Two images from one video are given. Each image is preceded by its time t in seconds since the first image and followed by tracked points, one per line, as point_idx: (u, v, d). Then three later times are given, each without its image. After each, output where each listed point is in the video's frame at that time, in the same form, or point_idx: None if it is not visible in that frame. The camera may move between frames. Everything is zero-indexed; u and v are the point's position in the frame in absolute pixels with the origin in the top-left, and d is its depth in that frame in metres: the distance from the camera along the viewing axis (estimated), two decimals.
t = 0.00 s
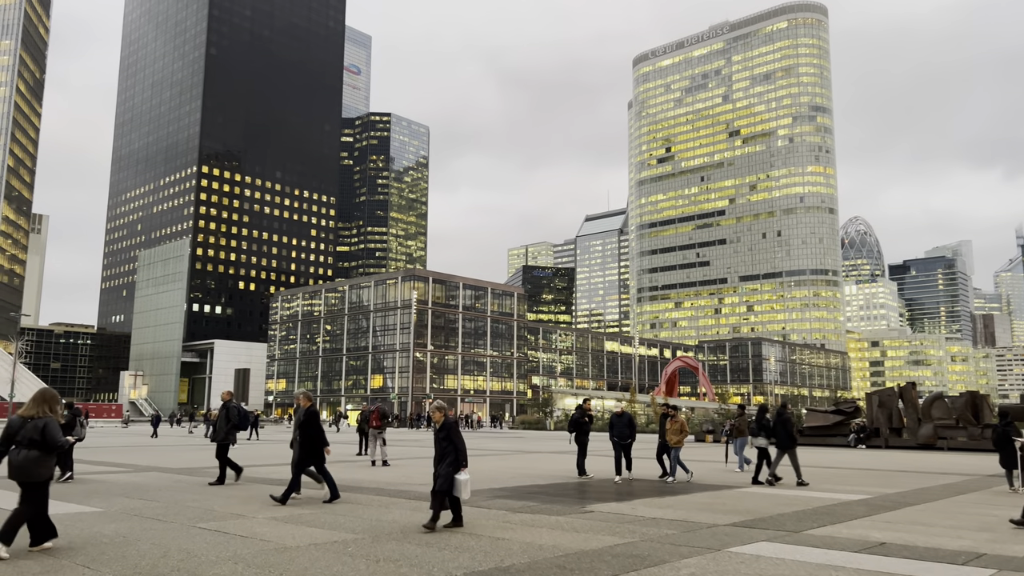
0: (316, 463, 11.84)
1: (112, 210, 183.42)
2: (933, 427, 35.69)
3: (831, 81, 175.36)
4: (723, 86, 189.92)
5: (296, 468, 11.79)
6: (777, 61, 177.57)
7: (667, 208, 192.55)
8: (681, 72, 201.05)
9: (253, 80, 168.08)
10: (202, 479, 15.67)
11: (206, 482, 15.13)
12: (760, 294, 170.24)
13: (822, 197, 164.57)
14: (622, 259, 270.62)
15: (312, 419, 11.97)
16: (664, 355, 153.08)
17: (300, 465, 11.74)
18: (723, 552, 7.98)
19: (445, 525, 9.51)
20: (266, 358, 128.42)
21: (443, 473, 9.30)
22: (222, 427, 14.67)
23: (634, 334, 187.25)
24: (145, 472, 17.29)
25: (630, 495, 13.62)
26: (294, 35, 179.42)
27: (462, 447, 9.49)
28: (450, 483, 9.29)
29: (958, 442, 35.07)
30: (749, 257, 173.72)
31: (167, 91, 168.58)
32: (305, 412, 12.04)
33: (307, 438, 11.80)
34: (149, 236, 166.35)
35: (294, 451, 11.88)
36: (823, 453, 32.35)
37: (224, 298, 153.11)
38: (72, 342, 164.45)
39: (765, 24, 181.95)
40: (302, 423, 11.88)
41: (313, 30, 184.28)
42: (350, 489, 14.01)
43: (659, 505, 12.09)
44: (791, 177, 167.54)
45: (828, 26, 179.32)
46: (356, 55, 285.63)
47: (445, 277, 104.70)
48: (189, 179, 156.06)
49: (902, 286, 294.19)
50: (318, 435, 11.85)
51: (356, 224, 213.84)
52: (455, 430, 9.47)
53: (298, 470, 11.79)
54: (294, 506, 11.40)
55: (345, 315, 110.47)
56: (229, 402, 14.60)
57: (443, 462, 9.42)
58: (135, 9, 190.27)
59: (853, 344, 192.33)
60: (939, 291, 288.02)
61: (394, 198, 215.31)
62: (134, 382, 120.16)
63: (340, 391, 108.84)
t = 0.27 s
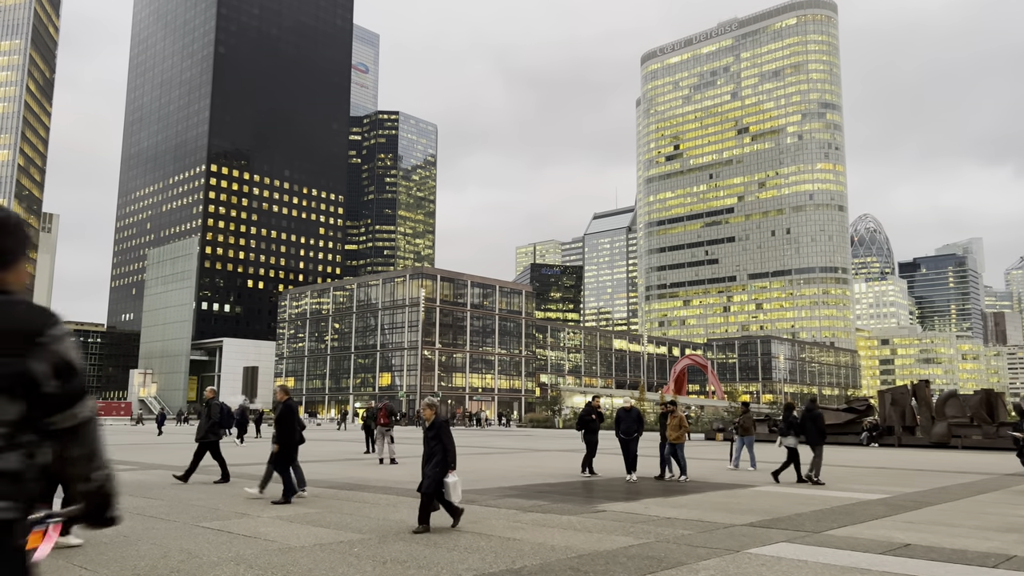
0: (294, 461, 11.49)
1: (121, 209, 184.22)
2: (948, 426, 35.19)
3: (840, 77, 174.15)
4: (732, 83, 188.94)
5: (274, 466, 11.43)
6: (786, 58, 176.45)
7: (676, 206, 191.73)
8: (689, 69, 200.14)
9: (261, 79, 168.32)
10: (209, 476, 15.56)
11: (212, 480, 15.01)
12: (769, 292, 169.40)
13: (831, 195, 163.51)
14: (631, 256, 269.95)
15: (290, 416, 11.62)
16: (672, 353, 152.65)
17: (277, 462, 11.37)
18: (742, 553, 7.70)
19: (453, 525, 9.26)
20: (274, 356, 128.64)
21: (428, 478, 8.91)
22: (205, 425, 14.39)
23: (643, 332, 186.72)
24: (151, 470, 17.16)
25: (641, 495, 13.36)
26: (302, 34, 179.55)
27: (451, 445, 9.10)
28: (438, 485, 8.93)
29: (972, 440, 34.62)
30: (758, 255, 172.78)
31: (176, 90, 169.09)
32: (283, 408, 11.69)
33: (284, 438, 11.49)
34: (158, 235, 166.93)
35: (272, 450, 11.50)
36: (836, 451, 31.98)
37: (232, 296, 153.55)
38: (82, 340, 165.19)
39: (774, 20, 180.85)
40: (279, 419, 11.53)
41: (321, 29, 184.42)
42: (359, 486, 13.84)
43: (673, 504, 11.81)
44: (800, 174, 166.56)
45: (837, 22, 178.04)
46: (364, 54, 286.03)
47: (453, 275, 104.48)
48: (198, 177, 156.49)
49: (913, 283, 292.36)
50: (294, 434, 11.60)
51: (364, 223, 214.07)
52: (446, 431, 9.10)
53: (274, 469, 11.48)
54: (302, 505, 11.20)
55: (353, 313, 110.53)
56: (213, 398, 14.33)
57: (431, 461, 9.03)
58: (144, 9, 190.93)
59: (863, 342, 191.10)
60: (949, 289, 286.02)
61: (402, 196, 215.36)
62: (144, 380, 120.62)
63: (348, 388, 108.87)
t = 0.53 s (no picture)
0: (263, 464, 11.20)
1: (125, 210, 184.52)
2: (956, 425, 34.88)
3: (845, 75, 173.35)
4: (736, 81, 188.22)
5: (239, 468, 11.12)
6: (790, 56, 175.73)
7: (680, 204, 191.06)
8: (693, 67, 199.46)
9: (264, 79, 168.22)
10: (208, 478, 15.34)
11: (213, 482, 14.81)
12: (774, 290, 168.83)
13: (836, 193, 162.78)
14: (635, 255, 269.45)
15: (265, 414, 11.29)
16: (677, 352, 152.18)
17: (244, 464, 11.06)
18: (755, 560, 7.40)
19: (456, 531, 9.01)
20: (278, 356, 128.57)
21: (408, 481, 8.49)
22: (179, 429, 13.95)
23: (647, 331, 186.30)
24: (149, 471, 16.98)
25: (647, 496, 13.09)
26: (305, 33, 179.37)
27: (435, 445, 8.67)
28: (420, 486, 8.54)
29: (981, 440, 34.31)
30: (762, 254, 172.15)
31: (180, 91, 169.23)
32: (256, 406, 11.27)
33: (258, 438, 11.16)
34: (162, 235, 167.10)
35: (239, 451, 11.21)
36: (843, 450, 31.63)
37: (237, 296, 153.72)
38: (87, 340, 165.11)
39: (778, 18, 180.11)
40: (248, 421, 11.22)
41: (325, 28, 184.30)
42: (360, 488, 13.59)
43: (681, 505, 11.53)
44: (805, 172, 165.76)
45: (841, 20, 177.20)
46: (367, 53, 286.06)
47: (457, 274, 104.25)
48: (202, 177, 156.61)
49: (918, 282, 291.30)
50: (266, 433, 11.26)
51: (368, 222, 213.94)
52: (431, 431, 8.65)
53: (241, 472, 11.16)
54: (300, 507, 10.92)
55: (357, 313, 110.40)
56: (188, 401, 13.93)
57: (413, 465, 8.58)
58: (147, 9, 191.18)
59: (868, 341, 190.39)
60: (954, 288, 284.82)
61: (406, 196, 215.23)
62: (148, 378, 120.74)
63: (353, 388, 108.74)
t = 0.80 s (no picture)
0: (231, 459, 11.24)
1: (130, 209, 184.90)
2: (966, 424, 34.38)
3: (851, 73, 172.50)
4: (741, 79, 187.59)
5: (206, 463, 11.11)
6: (795, 54, 174.98)
7: (685, 203, 190.46)
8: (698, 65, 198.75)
9: (268, 78, 168.21)
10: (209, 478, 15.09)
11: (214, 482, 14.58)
12: (779, 289, 168.22)
13: (841, 191, 162.03)
14: (639, 254, 268.79)
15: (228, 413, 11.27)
16: (682, 350, 151.72)
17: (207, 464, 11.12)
18: (770, 565, 7.13)
19: (462, 532, 8.77)
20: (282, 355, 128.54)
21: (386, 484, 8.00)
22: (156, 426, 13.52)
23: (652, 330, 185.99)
24: (149, 470, 16.79)
25: (654, 496, 12.76)
26: (309, 32, 179.27)
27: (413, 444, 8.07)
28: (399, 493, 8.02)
29: (991, 439, 33.85)
30: (767, 252, 171.48)
31: (184, 90, 169.38)
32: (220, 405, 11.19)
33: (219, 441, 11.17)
34: (167, 234, 167.34)
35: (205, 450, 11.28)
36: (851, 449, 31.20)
37: (241, 295, 153.76)
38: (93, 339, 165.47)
39: (783, 15, 179.36)
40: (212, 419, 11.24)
41: (329, 27, 184.19)
42: (364, 488, 13.36)
43: (692, 507, 11.27)
44: (810, 171, 165.03)
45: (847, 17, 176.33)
46: (372, 52, 286.05)
47: (462, 273, 104.00)
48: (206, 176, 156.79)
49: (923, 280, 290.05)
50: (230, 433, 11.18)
51: (373, 221, 213.88)
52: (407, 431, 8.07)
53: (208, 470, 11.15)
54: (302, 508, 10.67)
55: (361, 312, 110.29)
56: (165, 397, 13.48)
57: (390, 468, 7.98)
58: (152, 8, 191.44)
59: (873, 339, 189.53)
60: (961, 286, 283.26)
61: (410, 195, 215.13)
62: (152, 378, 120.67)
63: (357, 387, 108.65)
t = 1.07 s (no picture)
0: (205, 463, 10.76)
1: (135, 208, 185.11)
2: (975, 423, 33.84)
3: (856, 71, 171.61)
4: (745, 78, 186.78)
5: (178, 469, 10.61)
6: (800, 52, 174.13)
7: (689, 202, 189.76)
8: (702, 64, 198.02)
9: (272, 77, 168.07)
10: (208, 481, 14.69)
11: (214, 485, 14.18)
12: (784, 288, 167.47)
13: (847, 190, 161.14)
14: (644, 253, 268.20)
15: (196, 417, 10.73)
16: (686, 350, 151.19)
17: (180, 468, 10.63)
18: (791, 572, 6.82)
19: (467, 537, 8.46)
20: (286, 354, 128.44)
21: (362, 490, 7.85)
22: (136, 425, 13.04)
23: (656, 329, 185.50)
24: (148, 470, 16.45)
25: (664, 498, 12.37)
26: (312, 31, 179.07)
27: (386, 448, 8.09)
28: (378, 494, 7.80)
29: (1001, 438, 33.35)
30: (772, 251, 170.80)
31: (188, 89, 169.44)
32: (186, 407, 10.72)
33: (191, 442, 10.71)
34: (171, 233, 167.43)
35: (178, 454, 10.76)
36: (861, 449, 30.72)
37: (245, 294, 153.78)
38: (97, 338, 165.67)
39: (788, 14, 178.50)
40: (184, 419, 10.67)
41: (332, 27, 183.98)
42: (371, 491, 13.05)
43: (705, 510, 10.94)
44: (815, 169, 164.20)
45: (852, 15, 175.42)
46: (376, 51, 286.02)
47: (465, 272, 103.75)
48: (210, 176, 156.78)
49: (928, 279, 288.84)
50: (202, 436, 10.71)
51: (377, 220, 213.73)
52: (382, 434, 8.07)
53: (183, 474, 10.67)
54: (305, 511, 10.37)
55: (365, 311, 110.05)
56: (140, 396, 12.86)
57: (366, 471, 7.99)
58: (156, 8, 191.60)
59: (879, 339, 188.64)
60: (967, 285, 281.84)
61: (414, 194, 214.96)
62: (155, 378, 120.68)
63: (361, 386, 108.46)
